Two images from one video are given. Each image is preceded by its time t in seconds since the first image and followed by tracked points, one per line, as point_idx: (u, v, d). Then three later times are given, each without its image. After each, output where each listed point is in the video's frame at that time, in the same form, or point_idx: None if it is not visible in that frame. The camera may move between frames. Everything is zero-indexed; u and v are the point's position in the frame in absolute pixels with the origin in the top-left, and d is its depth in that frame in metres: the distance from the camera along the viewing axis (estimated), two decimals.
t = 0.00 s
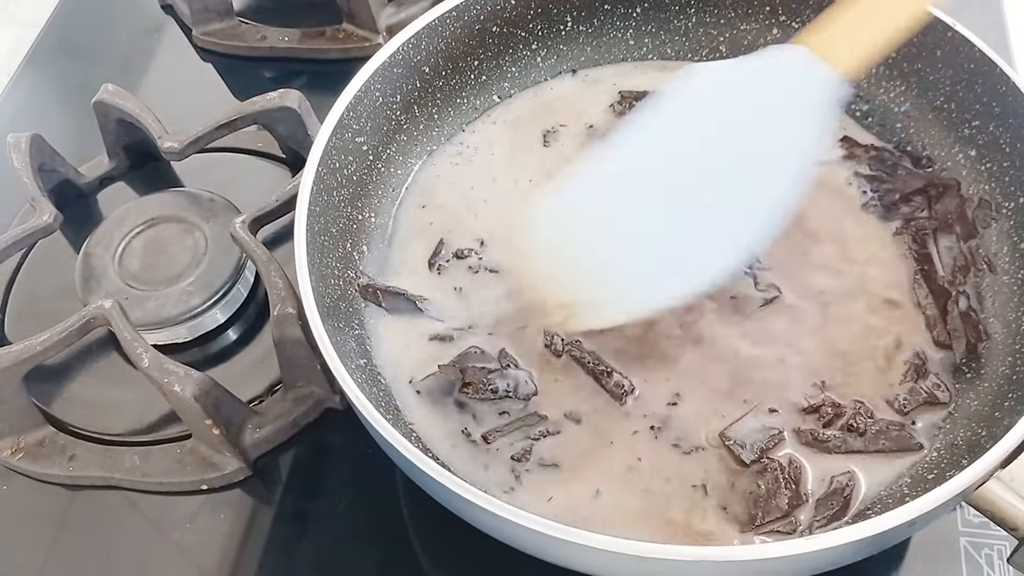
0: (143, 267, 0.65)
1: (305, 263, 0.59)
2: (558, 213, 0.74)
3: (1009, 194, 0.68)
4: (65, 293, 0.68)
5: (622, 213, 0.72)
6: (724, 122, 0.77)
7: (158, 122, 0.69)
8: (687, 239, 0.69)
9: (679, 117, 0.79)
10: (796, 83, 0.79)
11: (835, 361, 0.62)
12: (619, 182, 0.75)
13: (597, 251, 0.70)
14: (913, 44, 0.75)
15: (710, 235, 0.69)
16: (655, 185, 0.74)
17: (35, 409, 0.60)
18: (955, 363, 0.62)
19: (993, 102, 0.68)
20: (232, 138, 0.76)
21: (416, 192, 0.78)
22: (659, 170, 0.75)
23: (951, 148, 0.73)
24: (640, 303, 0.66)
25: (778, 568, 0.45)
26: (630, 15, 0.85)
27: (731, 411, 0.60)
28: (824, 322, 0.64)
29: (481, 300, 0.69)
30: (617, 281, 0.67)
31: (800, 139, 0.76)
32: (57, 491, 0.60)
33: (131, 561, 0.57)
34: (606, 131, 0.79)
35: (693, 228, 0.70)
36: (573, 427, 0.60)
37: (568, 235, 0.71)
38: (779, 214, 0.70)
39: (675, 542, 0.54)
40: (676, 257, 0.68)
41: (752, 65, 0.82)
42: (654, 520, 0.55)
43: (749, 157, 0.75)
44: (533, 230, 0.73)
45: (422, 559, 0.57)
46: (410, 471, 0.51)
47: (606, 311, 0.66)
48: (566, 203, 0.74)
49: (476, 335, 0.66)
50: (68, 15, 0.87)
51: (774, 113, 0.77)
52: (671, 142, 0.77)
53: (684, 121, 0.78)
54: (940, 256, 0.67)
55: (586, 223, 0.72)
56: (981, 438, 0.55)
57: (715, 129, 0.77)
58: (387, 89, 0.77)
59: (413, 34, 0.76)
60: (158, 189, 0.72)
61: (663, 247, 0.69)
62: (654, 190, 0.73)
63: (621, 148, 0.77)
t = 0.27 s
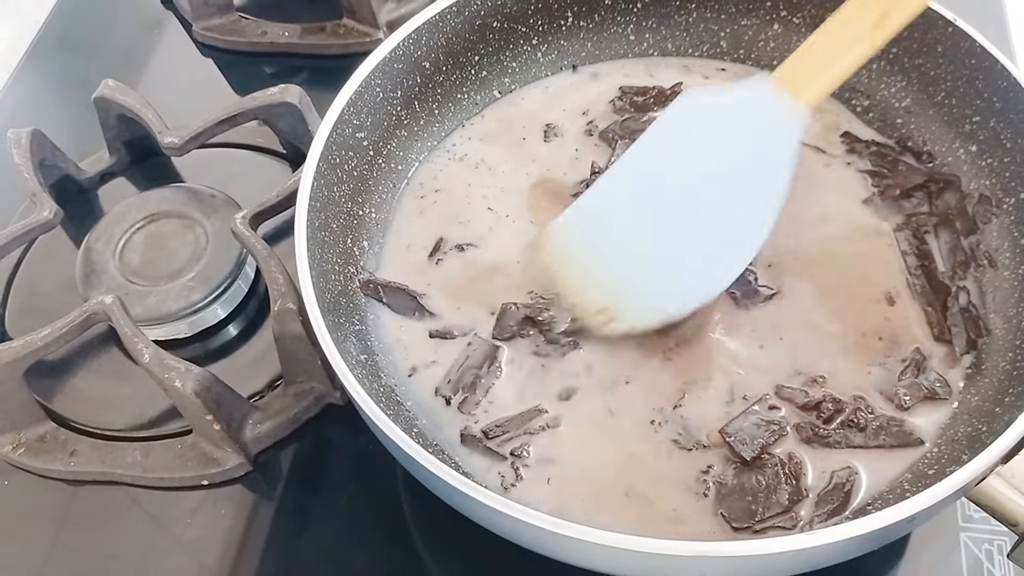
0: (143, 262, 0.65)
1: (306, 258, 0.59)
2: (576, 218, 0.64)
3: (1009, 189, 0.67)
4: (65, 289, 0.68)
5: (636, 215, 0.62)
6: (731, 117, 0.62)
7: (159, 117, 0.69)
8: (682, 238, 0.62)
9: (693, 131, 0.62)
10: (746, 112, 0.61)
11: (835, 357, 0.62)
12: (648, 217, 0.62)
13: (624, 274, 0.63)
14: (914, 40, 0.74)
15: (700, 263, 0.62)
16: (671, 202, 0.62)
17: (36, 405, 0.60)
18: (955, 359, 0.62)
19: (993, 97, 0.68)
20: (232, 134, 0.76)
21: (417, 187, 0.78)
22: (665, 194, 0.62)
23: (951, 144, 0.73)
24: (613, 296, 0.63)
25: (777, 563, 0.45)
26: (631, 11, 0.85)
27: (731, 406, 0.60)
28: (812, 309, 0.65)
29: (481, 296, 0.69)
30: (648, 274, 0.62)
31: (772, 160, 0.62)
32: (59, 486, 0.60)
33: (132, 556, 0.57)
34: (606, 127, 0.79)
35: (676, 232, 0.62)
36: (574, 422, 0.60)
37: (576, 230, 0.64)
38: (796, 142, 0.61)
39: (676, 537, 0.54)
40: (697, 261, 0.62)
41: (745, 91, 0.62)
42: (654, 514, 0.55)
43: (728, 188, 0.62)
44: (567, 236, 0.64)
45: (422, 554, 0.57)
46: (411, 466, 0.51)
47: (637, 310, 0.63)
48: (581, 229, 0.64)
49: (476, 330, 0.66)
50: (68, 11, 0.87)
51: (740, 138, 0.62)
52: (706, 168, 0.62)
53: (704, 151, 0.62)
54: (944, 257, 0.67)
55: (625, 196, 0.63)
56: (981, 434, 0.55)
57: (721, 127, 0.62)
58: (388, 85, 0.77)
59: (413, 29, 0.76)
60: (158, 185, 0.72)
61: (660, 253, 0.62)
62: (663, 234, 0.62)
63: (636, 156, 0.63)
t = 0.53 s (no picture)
0: (145, 260, 0.65)
1: (307, 255, 0.59)
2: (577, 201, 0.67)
3: (1011, 187, 0.67)
4: (66, 286, 0.68)
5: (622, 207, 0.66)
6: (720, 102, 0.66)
7: (160, 114, 0.69)
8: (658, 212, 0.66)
9: (727, 114, 0.66)
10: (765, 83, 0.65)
11: (836, 354, 0.62)
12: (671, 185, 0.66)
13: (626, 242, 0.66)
14: (916, 37, 0.74)
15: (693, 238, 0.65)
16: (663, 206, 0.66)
17: (38, 402, 0.60)
18: (957, 357, 0.62)
19: (996, 93, 0.68)
20: (233, 131, 0.76)
21: (418, 184, 0.78)
22: (674, 175, 0.66)
23: (953, 141, 0.73)
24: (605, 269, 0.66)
25: (778, 560, 0.45)
26: (632, 7, 0.85)
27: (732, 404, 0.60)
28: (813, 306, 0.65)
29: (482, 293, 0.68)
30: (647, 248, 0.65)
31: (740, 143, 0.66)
32: (60, 483, 0.60)
33: (134, 554, 0.57)
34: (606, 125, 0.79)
35: (672, 214, 0.66)
36: (575, 419, 0.60)
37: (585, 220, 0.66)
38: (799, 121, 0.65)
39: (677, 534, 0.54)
40: (682, 237, 0.65)
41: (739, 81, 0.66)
42: (655, 511, 0.55)
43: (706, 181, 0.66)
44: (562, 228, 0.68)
45: (423, 552, 0.57)
46: (413, 464, 0.51)
47: (637, 284, 0.65)
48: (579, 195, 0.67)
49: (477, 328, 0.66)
50: (69, 8, 0.87)
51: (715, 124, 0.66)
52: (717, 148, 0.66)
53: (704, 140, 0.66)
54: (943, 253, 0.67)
55: (612, 183, 0.66)
56: (982, 432, 0.55)
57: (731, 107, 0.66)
58: (388, 82, 0.77)
59: (414, 26, 0.76)
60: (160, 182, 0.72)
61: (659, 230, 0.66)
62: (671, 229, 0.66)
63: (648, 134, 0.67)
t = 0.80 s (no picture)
0: (145, 259, 0.65)
1: (307, 255, 0.59)
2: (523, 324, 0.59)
3: (1011, 185, 0.67)
4: (67, 285, 0.68)
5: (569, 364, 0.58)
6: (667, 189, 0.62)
7: (160, 114, 0.69)
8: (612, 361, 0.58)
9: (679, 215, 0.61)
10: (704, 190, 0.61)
11: (837, 353, 0.62)
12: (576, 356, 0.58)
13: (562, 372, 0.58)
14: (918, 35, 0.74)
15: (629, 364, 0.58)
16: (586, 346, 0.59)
17: (38, 402, 0.60)
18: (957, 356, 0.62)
19: (996, 92, 0.68)
20: (234, 130, 0.76)
21: (418, 182, 0.78)
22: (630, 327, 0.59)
23: (953, 140, 0.73)
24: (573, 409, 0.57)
25: (778, 561, 0.45)
26: (632, 5, 0.85)
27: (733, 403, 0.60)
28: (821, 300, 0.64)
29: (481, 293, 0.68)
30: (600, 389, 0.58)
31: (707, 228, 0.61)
32: (61, 483, 0.60)
33: (135, 553, 0.57)
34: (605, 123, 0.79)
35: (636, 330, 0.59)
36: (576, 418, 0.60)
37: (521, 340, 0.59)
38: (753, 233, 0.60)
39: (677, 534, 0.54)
40: (627, 378, 0.58)
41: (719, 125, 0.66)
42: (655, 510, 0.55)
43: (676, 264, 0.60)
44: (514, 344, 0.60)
45: (423, 551, 0.57)
46: (413, 464, 0.51)
47: (592, 419, 0.57)
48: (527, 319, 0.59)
49: (477, 327, 0.66)
50: (70, 7, 0.87)
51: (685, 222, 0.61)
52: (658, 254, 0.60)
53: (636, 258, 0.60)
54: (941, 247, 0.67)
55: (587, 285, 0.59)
56: (982, 432, 0.55)
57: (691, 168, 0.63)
58: (389, 80, 0.77)
59: (414, 25, 0.76)
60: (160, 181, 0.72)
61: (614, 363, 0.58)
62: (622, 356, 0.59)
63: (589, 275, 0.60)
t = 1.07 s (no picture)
0: (145, 259, 0.65)
1: (307, 255, 0.59)
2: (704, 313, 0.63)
3: (1011, 185, 0.67)
4: (67, 285, 0.68)
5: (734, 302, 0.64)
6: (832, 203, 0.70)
7: (160, 114, 0.69)
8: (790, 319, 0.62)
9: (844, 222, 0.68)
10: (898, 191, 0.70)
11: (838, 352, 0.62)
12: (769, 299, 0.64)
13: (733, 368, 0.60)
14: (918, 34, 0.74)
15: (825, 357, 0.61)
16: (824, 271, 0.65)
17: (38, 402, 0.60)
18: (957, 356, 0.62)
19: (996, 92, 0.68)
20: (233, 130, 0.76)
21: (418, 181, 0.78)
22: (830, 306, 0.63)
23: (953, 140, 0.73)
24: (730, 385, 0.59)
25: (778, 561, 0.45)
26: (632, 5, 0.85)
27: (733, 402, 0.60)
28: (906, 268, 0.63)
29: (480, 293, 0.68)
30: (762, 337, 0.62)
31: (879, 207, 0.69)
32: (60, 482, 0.60)
33: (135, 553, 0.57)
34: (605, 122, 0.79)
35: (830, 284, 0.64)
36: (576, 417, 0.60)
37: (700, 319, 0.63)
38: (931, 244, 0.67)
39: (677, 533, 0.54)
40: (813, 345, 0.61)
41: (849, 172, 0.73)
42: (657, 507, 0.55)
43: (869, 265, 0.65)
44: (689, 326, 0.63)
45: (422, 551, 0.57)
46: (413, 464, 0.51)
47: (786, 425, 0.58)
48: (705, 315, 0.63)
49: (477, 326, 0.66)
50: (70, 6, 0.87)
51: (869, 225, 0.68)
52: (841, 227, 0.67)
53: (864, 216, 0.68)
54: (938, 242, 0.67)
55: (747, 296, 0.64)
56: (982, 432, 0.55)
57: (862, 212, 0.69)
58: (388, 80, 0.77)
59: (414, 24, 0.76)
60: (160, 181, 0.72)
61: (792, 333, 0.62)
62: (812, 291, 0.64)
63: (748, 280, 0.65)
